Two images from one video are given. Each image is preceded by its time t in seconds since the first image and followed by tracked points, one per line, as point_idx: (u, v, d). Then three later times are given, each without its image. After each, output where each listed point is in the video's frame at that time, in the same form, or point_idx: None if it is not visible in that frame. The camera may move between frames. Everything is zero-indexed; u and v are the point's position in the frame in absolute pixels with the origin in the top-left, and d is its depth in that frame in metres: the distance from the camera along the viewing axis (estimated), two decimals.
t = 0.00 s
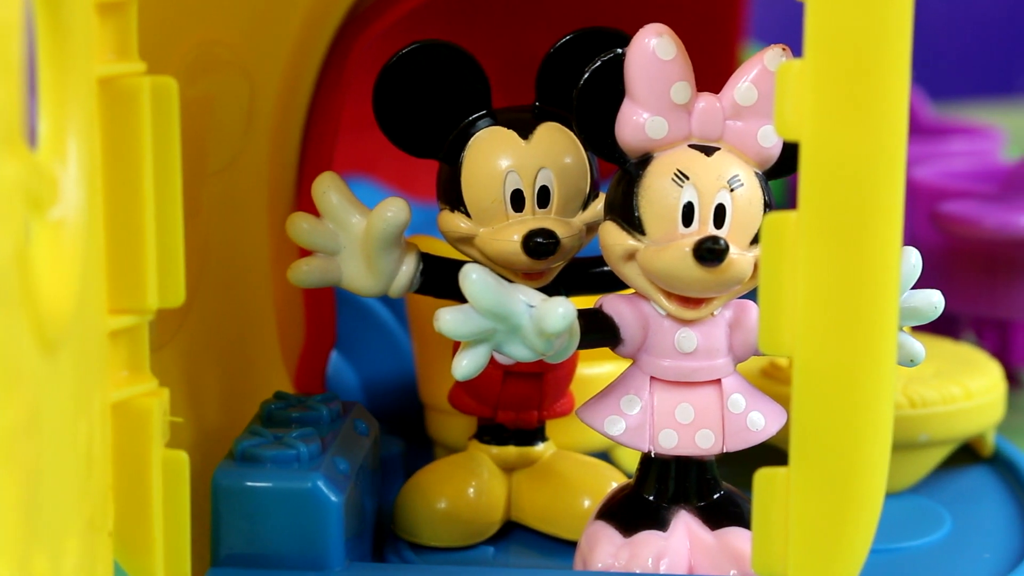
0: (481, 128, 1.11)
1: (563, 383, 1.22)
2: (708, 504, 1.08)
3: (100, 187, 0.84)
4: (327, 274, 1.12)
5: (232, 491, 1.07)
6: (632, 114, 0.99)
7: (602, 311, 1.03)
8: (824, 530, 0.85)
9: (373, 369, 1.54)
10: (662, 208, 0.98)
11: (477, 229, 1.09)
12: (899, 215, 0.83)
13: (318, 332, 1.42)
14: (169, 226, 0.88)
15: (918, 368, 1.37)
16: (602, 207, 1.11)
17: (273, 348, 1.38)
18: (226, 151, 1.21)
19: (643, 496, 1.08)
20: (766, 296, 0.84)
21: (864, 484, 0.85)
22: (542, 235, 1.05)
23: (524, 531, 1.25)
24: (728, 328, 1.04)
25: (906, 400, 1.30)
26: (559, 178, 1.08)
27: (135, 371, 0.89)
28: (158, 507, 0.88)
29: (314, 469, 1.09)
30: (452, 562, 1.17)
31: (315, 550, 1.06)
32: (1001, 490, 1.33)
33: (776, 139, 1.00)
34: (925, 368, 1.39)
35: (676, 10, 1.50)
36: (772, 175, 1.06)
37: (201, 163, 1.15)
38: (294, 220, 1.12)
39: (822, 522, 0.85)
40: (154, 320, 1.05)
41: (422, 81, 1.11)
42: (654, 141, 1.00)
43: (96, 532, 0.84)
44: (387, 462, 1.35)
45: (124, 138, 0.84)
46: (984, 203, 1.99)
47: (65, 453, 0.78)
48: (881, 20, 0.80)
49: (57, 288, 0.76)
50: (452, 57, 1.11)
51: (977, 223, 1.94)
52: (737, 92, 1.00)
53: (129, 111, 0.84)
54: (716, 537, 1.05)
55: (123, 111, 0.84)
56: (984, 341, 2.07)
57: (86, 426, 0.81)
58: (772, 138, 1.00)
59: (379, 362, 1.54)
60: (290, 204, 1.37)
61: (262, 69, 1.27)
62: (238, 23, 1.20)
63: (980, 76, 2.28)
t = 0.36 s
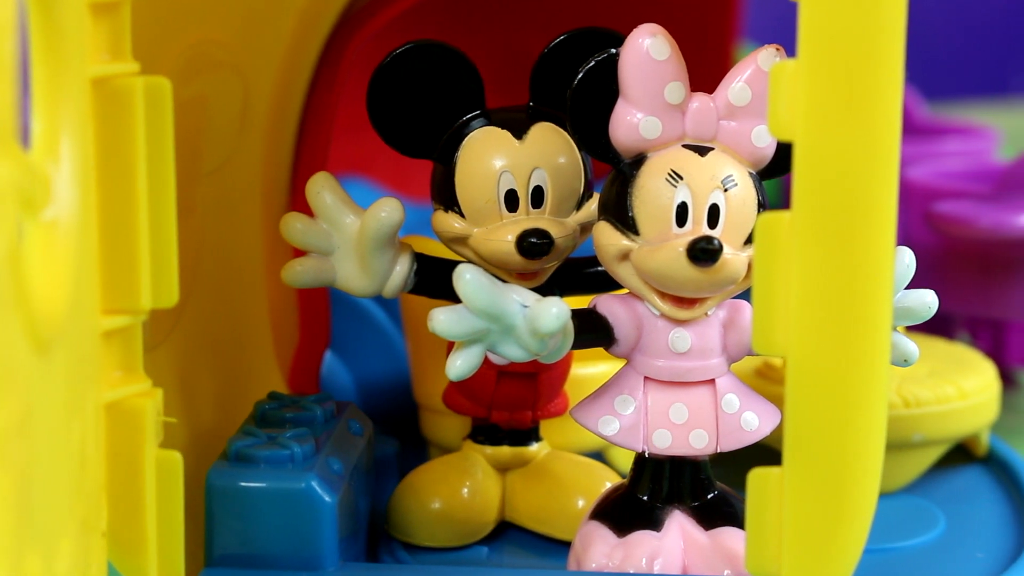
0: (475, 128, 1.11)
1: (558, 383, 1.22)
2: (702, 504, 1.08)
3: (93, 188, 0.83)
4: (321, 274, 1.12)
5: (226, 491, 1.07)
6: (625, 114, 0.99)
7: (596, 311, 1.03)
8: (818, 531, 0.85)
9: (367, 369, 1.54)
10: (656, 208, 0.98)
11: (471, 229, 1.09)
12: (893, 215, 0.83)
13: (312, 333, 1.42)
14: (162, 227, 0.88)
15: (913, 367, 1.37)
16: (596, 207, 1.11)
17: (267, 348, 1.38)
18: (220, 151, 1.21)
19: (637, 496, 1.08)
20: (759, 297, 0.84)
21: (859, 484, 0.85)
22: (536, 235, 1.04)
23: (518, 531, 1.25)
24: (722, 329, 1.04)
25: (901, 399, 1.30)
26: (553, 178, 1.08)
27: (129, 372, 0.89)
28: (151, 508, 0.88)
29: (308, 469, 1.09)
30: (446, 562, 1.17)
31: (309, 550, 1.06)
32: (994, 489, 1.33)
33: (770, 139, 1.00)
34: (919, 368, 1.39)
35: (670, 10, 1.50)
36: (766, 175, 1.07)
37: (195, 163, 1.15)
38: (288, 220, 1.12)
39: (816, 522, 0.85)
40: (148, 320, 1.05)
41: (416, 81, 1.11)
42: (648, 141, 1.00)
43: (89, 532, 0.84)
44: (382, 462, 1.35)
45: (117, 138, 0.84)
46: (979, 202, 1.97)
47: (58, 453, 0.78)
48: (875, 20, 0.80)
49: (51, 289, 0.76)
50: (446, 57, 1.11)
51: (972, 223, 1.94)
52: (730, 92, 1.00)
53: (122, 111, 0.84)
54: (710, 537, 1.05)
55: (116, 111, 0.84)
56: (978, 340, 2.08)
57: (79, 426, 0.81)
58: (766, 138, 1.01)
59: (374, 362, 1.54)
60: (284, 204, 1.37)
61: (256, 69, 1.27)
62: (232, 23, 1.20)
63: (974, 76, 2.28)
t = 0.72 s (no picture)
0: (466, 128, 1.11)
1: (548, 383, 1.22)
2: (693, 504, 1.08)
3: (83, 188, 0.83)
4: (312, 274, 1.12)
5: (216, 491, 1.07)
6: (616, 114, 0.99)
7: (587, 311, 1.03)
8: (808, 531, 0.85)
9: (358, 369, 1.53)
10: (647, 208, 0.98)
11: (461, 229, 1.09)
12: (882, 214, 0.83)
13: (303, 332, 1.42)
14: (152, 227, 0.88)
15: (904, 367, 1.37)
16: (587, 207, 1.11)
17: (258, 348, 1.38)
18: (211, 151, 1.21)
19: (627, 496, 1.08)
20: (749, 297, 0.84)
21: (848, 483, 0.85)
22: (526, 235, 1.04)
23: (509, 531, 1.25)
24: (713, 328, 1.04)
25: (891, 399, 1.30)
26: (543, 178, 1.08)
27: (119, 372, 0.89)
28: (142, 508, 0.88)
29: (299, 469, 1.09)
30: (437, 562, 1.17)
31: (300, 550, 1.06)
32: (985, 489, 1.33)
33: (760, 139, 1.00)
34: (910, 368, 1.39)
35: (661, 10, 1.50)
36: (757, 174, 1.07)
37: (185, 163, 1.15)
38: (279, 220, 1.12)
39: (806, 523, 0.85)
40: (138, 320, 1.05)
41: (406, 80, 1.11)
42: (638, 141, 1.00)
43: (79, 532, 0.83)
44: (373, 462, 1.35)
45: (107, 138, 0.84)
46: (971, 202, 1.97)
47: (47, 454, 0.77)
48: (865, 20, 0.80)
49: (40, 289, 0.76)
50: (436, 57, 1.10)
51: (962, 223, 1.92)
52: (721, 91, 1.00)
53: (112, 111, 0.84)
54: (701, 537, 1.05)
55: (106, 111, 0.84)
56: (970, 340, 2.08)
57: (69, 426, 0.81)
58: (756, 138, 1.01)
59: (365, 362, 1.54)
60: (275, 204, 1.37)
61: (246, 69, 1.27)
62: (223, 23, 1.20)
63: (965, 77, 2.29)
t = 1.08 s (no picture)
0: (457, 128, 1.11)
1: (540, 383, 1.22)
2: (684, 503, 1.08)
3: (73, 188, 0.83)
4: (303, 274, 1.12)
5: (207, 491, 1.07)
6: (607, 114, 0.99)
7: (577, 311, 1.03)
8: (798, 531, 0.86)
9: (350, 369, 1.53)
10: (638, 208, 0.98)
11: (452, 229, 1.09)
12: (873, 215, 0.83)
13: (295, 333, 1.42)
14: (143, 227, 0.88)
15: (896, 366, 1.37)
16: (578, 207, 1.11)
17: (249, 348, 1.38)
18: (202, 151, 1.21)
19: (618, 496, 1.08)
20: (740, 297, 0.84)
21: (839, 484, 0.85)
22: (517, 235, 1.04)
23: (500, 531, 1.25)
24: (704, 328, 1.04)
25: (882, 399, 1.30)
26: (535, 178, 1.08)
27: (110, 372, 0.88)
28: (132, 508, 0.88)
29: (290, 469, 1.09)
30: (428, 562, 1.17)
31: (290, 550, 1.06)
32: (976, 488, 1.33)
33: (751, 139, 1.00)
34: (901, 368, 1.40)
35: (652, 10, 1.50)
36: (747, 175, 1.07)
37: (176, 163, 1.15)
38: (270, 220, 1.12)
39: (797, 521, 0.85)
40: (129, 320, 1.05)
41: (397, 81, 1.11)
42: (629, 141, 1.00)
43: (69, 533, 0.83)
44: (364, 462, 1.34)
45: (97, 138, 0.84)
46: (962, 202, 1.96)
47: (37, 454, 0.77)
48: (855, 20, 0.80)
49: (30, 288, 0.75)
50: (427, 57, 1.10)
51: (955, 223, 1.92)
52: (711, 92, 1.00)
53: (102, 111, 0.84)
54: (692, 537, 1.05)
55: (95, 111, 0.84)
56: (962, 340, 2.09)
57: (59, 425, 0.80)
58: (747, 138, 1.01)
59: (356, 362, 1.54)
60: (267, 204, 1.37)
61: (237, 69, 1.26)
62: (214, 22, 1.20)
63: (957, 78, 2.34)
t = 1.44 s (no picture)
0: (451, 128, 1.11)
1: (534, 383, 1.22)
2: (678, 504, 1.08)
3: (66, 189, 0.83)
4: (297, 275, 1.12)
5: (201, 492, 1.07)
6: (600, 115, 0.99)
7: (571, 311, 1.03)
8: (792, 531, 0.86)
9: (345, 370, 1.53)
10: (632, 208, 0.98)
11: (447, 230, 1.09)
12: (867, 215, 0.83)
13: (289, 334, 1.42)
14: (137, 228, 0.87)
15: (889, 367, 1.37)
16: (572, 207, 1.11)
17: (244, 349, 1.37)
18: (196, 152, 1.21)
19: (613, 496, 1.08)
20: (733, 297, 0.84)
21: (833, 485, 0.86)
22: (511, 236, 1.04)
23: (495, 532, 1.25)
24: (698, 328, 1.04)
25: (876, 399, 1.30)
26: (529, 178, 1.08)
27: (103, 373, 0.88)
28: (126, 509, 0.88)
29: (284, 470, 1.09)
30: (423, 563, 1.17)
31: (284, 551, 1.06)
32: (970, 488, 1.33)
33: (745, 139, 1.00)
34: (895, 368, 1.40)
35: (645, 11, 1.51)
36: (741, 175, 1.07)
37: (170, 164, 1.15)
38: (264, 221, 1.11)
39: (791, 522, 0.85)
40: (122, 322, 1.04)
41: (391, 81, 1.11)
42: (623, 141, 1.00)
43: (63, 534, 0.83)
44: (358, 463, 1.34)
45: (90, 139, 0.84)
46: (956, 202, 1.96)
47: (30, 455, 0.77)
48: (848, 20, 0.80)
49: (22, 289, 0.75)
50: (421, 58, 1.10)
51: (948, 224, 1.92)
52: (705, 92, 1.00)
53: (96, 112, 0.84)
54: (686, 537, 1.05)
55: (88, 112, 0.83)
56: (955, 340, 2.10)
57: (52, 426, 0.80)
58: (741, 138, 1.01)
59: (350, 363, 1.54)
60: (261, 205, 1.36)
61: (231, 70, 1.26)
62: (208, 23, 1.19)
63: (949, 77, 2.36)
